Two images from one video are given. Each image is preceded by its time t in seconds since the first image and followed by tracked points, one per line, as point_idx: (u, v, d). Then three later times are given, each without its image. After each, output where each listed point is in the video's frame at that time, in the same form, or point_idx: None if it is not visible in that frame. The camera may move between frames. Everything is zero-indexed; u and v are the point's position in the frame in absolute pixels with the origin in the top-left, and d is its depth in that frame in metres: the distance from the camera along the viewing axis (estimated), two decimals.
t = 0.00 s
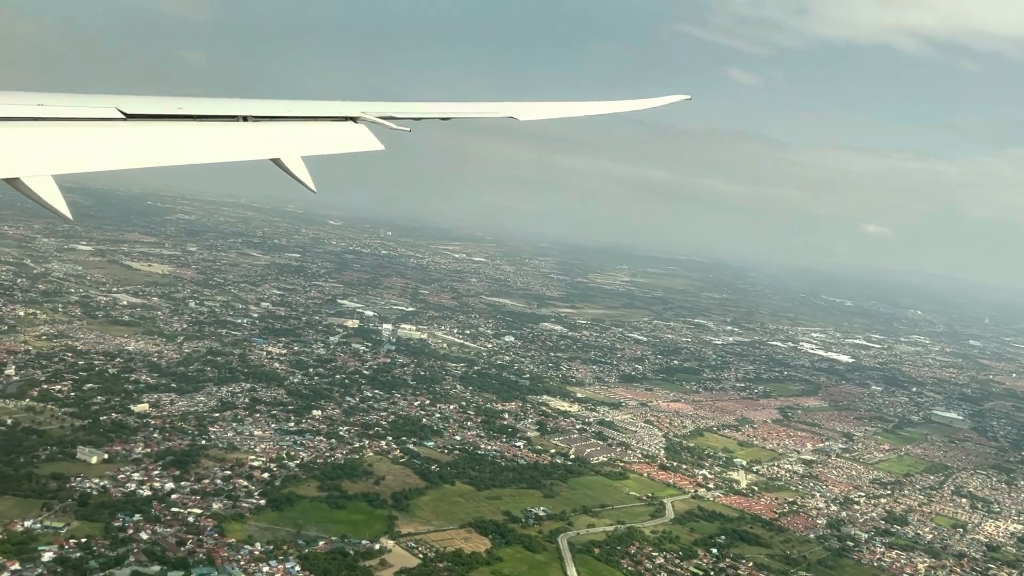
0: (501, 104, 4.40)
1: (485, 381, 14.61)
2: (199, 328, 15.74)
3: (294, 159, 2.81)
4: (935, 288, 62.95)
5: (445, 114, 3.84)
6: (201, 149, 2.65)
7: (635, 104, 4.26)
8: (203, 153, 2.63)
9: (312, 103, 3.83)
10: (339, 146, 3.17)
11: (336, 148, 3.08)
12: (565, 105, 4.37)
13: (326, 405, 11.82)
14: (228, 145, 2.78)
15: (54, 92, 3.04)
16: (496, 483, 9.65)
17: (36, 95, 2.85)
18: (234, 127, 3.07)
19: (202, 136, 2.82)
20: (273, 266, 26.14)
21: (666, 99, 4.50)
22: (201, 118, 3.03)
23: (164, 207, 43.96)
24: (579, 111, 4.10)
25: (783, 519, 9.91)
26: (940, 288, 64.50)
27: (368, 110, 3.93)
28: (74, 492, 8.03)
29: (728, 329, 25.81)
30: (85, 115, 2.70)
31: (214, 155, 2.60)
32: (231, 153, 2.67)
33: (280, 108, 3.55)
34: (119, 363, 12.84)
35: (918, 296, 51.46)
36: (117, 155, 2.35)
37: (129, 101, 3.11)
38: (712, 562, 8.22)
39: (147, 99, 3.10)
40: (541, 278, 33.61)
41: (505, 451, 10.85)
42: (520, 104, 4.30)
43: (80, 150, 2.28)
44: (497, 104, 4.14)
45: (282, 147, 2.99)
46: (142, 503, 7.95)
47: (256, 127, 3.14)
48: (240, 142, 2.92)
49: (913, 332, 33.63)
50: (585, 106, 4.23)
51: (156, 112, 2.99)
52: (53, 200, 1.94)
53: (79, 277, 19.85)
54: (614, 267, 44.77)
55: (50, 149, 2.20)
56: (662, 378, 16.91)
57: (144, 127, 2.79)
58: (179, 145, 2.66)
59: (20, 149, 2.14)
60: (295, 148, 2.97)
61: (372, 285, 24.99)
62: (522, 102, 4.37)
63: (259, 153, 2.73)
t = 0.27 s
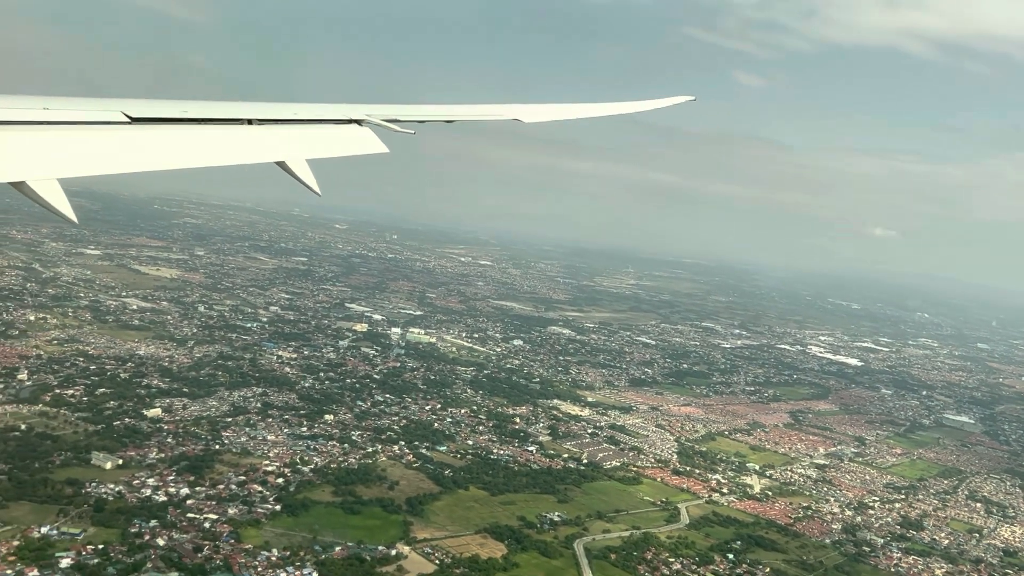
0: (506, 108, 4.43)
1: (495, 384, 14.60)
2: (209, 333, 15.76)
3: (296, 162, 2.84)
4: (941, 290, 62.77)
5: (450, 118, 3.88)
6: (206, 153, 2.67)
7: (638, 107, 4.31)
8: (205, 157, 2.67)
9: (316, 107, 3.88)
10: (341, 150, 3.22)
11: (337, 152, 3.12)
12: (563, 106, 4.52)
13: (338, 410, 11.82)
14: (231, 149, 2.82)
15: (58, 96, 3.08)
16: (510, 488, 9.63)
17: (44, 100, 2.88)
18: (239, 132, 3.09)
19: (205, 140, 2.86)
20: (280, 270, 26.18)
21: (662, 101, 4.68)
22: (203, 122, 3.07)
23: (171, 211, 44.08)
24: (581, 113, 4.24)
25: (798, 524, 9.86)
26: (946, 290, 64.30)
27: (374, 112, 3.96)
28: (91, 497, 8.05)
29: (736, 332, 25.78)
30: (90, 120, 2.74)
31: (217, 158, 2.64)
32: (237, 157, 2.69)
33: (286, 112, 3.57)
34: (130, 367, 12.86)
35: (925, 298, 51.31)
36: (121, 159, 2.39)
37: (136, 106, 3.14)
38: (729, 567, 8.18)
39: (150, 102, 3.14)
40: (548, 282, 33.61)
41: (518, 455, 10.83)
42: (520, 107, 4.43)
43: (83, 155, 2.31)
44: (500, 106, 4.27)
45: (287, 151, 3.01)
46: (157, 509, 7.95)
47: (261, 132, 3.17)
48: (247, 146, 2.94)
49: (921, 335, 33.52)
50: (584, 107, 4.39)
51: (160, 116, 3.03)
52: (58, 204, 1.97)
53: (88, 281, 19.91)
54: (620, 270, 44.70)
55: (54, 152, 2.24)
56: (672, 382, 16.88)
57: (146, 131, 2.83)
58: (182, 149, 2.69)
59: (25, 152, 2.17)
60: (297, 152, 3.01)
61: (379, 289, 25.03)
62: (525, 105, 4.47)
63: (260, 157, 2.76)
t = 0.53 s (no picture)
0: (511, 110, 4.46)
1: (506, 389, 14.58)
2: (219, 337, 15.80)
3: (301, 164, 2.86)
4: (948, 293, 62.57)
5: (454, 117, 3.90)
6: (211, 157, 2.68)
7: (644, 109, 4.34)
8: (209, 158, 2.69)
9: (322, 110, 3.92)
10: (345, 151, 3.23)
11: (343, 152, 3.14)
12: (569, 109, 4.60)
13: (351, 414, 11.82)
14: (235, 150, 2.84)
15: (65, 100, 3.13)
16: (525, 493, 9.60)
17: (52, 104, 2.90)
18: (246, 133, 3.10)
19: (210, 141, 2.89)
20: (288, 274, 26.24)
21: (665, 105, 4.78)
22: (207, 123, 3.09)
23: (178, 215, 44.25)
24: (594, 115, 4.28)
25: (814, 529, 9.80)
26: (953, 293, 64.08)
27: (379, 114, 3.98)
28: (107, 503, 8.06)
29: (744, 335, 25.75)
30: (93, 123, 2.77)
31: (224, 162, 2.66)
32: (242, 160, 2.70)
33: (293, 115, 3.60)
34: (142, 372, 12.89)
35: (932, 301, 51.15)
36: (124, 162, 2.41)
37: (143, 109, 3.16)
38: (747, 572, 8.12)
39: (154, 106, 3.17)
40: (555, 285, 33.63)
41: (531, 460, 10.81)
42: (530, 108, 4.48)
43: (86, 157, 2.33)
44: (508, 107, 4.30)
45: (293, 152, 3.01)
46: (174, 515, 7.95)
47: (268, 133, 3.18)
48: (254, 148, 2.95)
49: (929, 338, 33.41)
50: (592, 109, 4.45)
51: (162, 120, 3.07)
52: (64, 208, 2.05)
53: (98, 286, 19.97)
54: (626, 273, 44.71)
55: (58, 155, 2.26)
56: (682, 386, 16.85)
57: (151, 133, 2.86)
58: (185, 152, 2.72)
59: (28, 156, 2.19)
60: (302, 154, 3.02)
61: (387, 292, 25.08)
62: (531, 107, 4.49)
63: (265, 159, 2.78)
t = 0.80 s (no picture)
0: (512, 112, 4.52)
1: (517, 392, 14.60)
2: (230, 341, 15.86)
3: (303, 167, 2.98)
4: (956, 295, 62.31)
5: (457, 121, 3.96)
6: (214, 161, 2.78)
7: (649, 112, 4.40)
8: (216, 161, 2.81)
9: (327, 115, 4.03)
10: (347, 154, 3.34)
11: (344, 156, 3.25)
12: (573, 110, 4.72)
13: (364, 418, 11.86)
14: (239, 154, 2.96)
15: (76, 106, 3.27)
16: (540, 497, 9.59)
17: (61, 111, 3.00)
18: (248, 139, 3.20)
19: (214, 146, 3.01)
20: (297, 277, 26.28)
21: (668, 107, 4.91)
22: (210, 127, 3.19)
23: (186, 218, 44.36)
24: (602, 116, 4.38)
25: (830, 533, 9.75)
26: (960, 295, 63.83)
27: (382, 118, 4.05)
28: (125, 507, 8.08)
29: (753, 339, 25.74)
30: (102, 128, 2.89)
31: (223, 166, 2.74)
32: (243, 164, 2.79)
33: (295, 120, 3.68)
34: (155, 376, 12.93)
35: (940, 303, 50.94)
36: (133, 165, 2.54)
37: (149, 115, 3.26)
38: None
39: (162, 111, 3.30)
40: (562, 288, 33.64)
41: (545, 464, 10.81)
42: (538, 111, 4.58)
43: (97, 161, 2.46)
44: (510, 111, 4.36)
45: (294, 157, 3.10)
46: (192, 519, 7.97)
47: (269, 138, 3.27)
48: (255, 155, 3.05)
49: (938, 340, 33.27)
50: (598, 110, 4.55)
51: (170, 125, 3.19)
52: (70, 212, 2.22)
53: (109, 290, 20.03)
54: (633, 276, 44.65)
55: (70, 159, 2.39)
56: (693, 389, 16.84)
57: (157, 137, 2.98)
58: (190, 157, 2.85)
59: (41, 160, 2.32)
60: (305, 157, 3.14)
61: (396, 295, 25.15)
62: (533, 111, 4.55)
63: (268, 163, 2.90)
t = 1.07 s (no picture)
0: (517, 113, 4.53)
1: (529, 395, 14.63)
2: (242, 344, 15.93)
3: (309, 169, 2.98)
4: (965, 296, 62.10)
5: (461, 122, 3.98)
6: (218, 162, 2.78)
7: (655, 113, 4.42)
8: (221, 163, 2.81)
9: (335, 117, 4.04)
10: (352, 157, 3.35)
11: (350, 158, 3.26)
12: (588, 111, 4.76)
13: (378, 422, 11.90)
14: (245, 157, 2.96)
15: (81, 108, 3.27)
16: (557, 501, 9.56)
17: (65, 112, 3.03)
18: (254, 141, 3.22)
19: (220, 148, 3.01)
20: (306, 281, 26.36)
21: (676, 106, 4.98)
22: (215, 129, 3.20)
23: (194, 222, 44.53)
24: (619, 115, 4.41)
25: (848, 537, 9.61)
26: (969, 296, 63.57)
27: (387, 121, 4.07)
28: (143, 512, 8.08)
29: (763, 341, 25.78)
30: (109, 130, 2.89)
31: (229, 167, 2.75)
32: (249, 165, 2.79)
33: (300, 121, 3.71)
34: (169, 380, 12.94)
35: (949, 304, 50.73)
36: (139, 168, 2.54)
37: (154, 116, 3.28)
38: None
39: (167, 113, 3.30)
40: (570, 291, 33.72)
41: (561, 468, 10.78)
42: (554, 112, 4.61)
43: (103, 163, 2.46)
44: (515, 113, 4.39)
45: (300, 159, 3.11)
46: (210, 524, 7.96)
47: (274, 139, 3.28)
48: (261, 157, 3.05)
49: (949, 342, 33.12)
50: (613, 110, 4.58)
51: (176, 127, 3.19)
52: (79, 216, 2.16)
53: (120, 294, 20.10)
54: (640, 278, 44.66)
55: (76, 162, 2.39)
56: (705, 392, 16.83)
57: (162, 140, 2.99)
58: (196, 157, 2.86)
59: (47, 162, 2.32)
60: (310, 160, 3.15)
61: (405, 298, 25.28)
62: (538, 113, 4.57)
63: (274, 165, 2.91)
